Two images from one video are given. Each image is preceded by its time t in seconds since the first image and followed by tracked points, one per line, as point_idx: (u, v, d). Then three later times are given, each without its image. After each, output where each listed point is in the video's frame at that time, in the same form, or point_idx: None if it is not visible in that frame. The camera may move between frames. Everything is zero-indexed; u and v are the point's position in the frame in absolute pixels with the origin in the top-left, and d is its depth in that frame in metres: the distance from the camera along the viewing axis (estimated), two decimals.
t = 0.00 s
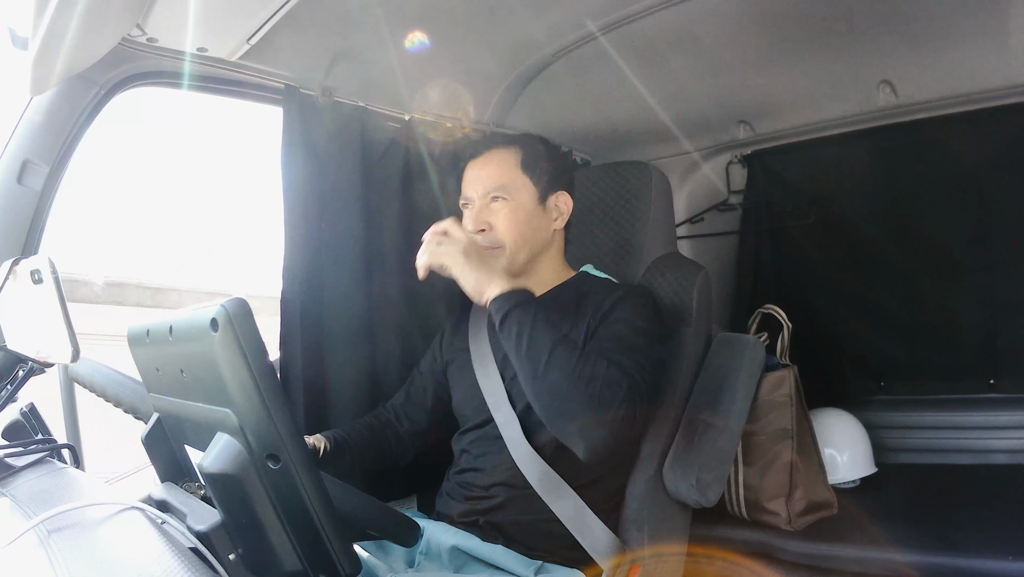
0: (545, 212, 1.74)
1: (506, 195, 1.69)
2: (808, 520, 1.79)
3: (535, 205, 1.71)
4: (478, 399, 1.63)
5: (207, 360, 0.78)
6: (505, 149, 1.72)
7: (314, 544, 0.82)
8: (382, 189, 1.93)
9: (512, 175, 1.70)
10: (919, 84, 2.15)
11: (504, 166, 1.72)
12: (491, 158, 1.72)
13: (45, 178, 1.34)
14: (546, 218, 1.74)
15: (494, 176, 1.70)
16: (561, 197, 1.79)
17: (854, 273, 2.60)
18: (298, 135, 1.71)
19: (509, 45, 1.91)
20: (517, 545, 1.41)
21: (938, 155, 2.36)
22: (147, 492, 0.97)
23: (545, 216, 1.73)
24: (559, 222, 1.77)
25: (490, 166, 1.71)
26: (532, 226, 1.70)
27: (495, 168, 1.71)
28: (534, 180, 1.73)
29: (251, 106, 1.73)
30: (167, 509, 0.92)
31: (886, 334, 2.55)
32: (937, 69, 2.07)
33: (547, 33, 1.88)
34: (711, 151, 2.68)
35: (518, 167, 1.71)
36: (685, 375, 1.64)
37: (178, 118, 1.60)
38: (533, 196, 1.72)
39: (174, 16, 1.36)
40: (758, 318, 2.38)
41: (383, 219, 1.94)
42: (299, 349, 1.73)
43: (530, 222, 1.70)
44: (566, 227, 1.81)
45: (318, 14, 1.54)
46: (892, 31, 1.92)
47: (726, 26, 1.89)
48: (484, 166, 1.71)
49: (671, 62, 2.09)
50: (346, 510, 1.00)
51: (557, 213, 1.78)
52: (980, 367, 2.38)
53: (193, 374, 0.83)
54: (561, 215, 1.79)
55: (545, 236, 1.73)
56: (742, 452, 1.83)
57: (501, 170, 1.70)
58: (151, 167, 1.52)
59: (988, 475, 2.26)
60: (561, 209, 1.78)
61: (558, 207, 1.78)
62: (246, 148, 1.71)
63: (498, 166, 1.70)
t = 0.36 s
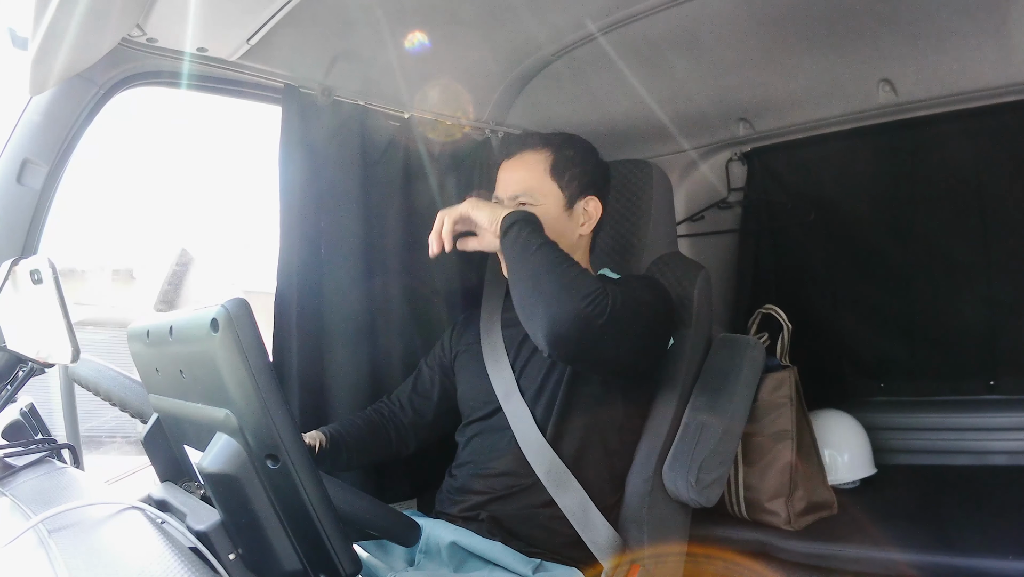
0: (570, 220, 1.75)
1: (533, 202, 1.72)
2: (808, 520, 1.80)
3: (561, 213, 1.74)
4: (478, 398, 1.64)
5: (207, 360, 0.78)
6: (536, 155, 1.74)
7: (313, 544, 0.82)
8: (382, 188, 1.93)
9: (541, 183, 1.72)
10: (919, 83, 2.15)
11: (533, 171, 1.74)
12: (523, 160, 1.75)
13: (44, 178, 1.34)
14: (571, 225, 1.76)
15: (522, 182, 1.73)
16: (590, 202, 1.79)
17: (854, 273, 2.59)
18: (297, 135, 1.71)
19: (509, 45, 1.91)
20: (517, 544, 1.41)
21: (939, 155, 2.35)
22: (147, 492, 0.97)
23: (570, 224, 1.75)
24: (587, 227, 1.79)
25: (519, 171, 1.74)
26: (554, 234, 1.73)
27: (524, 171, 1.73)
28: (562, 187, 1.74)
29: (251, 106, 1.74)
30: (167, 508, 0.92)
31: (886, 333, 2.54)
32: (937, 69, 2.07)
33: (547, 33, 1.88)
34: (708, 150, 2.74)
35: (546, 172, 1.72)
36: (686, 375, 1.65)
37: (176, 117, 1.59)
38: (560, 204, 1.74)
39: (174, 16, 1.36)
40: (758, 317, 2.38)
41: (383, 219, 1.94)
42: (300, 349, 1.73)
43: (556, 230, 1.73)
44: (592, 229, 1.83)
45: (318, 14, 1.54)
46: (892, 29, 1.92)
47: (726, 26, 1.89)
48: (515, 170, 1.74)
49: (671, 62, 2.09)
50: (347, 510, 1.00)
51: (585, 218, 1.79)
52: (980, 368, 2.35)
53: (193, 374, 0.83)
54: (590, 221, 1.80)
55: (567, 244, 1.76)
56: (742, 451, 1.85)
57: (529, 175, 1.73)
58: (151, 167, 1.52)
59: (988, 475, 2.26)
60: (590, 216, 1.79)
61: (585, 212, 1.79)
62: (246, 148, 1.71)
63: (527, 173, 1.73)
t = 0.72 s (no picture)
0: (567, 207, 1.78)
1: (529, 186, 1.77)
2: (808, 521, 1.79)
3: (557, 201, 1.77)
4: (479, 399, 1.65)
5: (207, 360, 0.78)
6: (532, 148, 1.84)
7: (314, 545, 0.82)
8: (382, 188, 1.94)
9: (537, 170, 1.79)
10: (919, 84, 2.15)
11: (529, 163, 1.82)
12: (520, 153, 1.84)
13: (44, 177, 1.34)
14: (567, 214, 1.78)
15: (519, 171, 1.80)
16: (586, 196, 1.83)
17: (855, 274, 2.60)
18: (298, 134, 1.72)
19: (510, 45, 1.91)
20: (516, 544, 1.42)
21: (939, 156, 2.35)
22: (147, 492, 0.97)
23: (567, 211, 1.78)
24: (582, 219, 1.81)
25: (516, 163, 1.82)
26: (552, 218, 1.74)
27: (519, 162, 1.82)
28: (558, 176, 1.80)
29: (251, 106, 1.74)
30: (166, 508, 0.93)
31: (887, 334, 2.54)
32: (937, 70, 2.08)
33: (548, 33, 1.88)
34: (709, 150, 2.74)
35: (543, 163, 1.81)
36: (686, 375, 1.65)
37: (176, 117, 1.59)
38: (556, 191, 1.79)
39: (175, 16, 1.36)
40: (758, 318, 2.37)
41: (384, 219, 1.94)
42: (300, 349, 1.74)
43: (550, 215, 1.74)
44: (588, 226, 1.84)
45: (319, 14, 1.54)
46: (893, 31, 1.92)
47: (727, 26, 1.89)
48: (513, 163, 1.83)
49: (672, 62, 2.09)
50: (348, 511, 1.01)
51: (581, 211, 1.82)
52: (980, 368, 2.36)
53: (194, 374, 0.83)
54: (586, 214, 1.82)
55: (564, 231, 1.76)
56: (742, 453, 1.86)
57: (526, 164, 1.81)
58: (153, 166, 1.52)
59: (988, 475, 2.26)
60: (585, 208, 1.82)
61: (581, 205, 1.82)
62: (248, 147, 1.71)
63: (523, 162, 1.81)
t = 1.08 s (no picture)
0: (577, 222, 1.79)
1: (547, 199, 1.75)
2: (808, 520, 1.79)
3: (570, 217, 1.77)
4: (478, 399, 1.65)
5: (206, 360, 0.78)
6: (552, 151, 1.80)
7: (314, 545, 0.82)
8: (381, 188, 1.94)
9: (556, 181, 1.76)
10: (919, 82, 2.15)
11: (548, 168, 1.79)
12: (539, 155, 1.80)
13: (45, 178, 1.33)
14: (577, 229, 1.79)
15: (536, 176, 1.76)
16: (595, 209, 1.83)
17: (855, 273, 2.60)
18: (298, 134, 1.72)
19: (510, 45, 1.91)
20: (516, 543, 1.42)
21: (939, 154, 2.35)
22: (147, 492, 0.97)
23: (576, 227, 1.79)
24: (588, 232, 1.82)
25: (534, 165, 1.78)
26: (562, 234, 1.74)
27: (538, 167, 1.78)
28: (573, 188, 1.79)
29: (250, 107, 1.74)
30: (166, 508, 0.93)
31: (887, 332, 2.54)
32: (937, 68, 2.07)
33: (547, 33, 1.88)
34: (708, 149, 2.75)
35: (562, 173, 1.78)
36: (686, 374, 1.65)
37: (175, 118, 1.59)
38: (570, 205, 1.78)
39: (175, 17, 1.36)
40: (758, 318, 2.37)
41: (383, 219, 1.94)
42: (300, 349, 1.74)
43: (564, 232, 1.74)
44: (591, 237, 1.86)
45: (319, 15, 1.54)
46: (893, 29, 1.92)
47: (726, 26, 1.89)
48: (531, 163, 1.79)
49: (671, 62, 2.10)
50: (347, 512, 1.01)
51: (588, 224, 1.83)
52: (979, 372, 2.36)
53: (193, 374, 0.83)
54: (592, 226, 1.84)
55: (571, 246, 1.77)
56: (742, 453, 1.87)
57: (546, 172, 1.77)
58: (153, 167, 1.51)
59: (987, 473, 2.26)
60: (593, 221, 1.82)
61: (589, 218, 1.82)
62: (247, 149, 1.71)
63: (544, 166, 1.77)
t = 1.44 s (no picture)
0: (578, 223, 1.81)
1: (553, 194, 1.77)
2: (808, 521, 1.79)
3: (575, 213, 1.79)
4: (479, 399, 1.65)
5: (207, 360, 0.78)
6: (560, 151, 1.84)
7: (313, 546, 0.82)
8: (381, 187, 1.94)
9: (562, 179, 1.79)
10: (920, 83, 2.15)
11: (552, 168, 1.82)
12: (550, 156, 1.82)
13: (44, 179, 1.33)
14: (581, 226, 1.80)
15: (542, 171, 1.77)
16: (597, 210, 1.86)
17: (855, 274, 2.60)
18: (298, 133, 1.72)
19: (510, 45, 1.91)
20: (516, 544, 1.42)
21: (940, 155, 2.35)
22: (147, 492, 0.97)
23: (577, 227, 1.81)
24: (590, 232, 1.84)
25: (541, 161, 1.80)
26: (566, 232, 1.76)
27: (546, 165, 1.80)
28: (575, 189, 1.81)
29: (251, 106, 1.74)
30: (166, 509, 0.93)
31: (887, 333, 2.54)
32: (938, 70, 2.07)
33: (548, 33, 1.88)
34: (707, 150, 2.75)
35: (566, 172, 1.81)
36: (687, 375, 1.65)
37: (176, 117, 1.59)
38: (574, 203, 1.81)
39: (175, 16, 1.36)
40: (758, 317, 2.37)
41: (383, 218, 1.94)
42: (300, 349, 1.74)
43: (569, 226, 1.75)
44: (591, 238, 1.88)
45: (319, 14, 1.54)
46: (893, 30, 1.92)
47: (726, 26, 1.89)
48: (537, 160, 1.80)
49: (671, 61, 2.09)
50: (347, 511, 1.01)
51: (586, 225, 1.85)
52: (978, 368, 2.36)
53: (194, 373, 0.83)
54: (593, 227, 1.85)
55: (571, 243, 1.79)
56: (742, 452, 1.86)
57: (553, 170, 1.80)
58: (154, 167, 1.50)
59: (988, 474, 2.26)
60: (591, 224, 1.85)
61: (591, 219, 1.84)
62: (247, 148, 1.71)
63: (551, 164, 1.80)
